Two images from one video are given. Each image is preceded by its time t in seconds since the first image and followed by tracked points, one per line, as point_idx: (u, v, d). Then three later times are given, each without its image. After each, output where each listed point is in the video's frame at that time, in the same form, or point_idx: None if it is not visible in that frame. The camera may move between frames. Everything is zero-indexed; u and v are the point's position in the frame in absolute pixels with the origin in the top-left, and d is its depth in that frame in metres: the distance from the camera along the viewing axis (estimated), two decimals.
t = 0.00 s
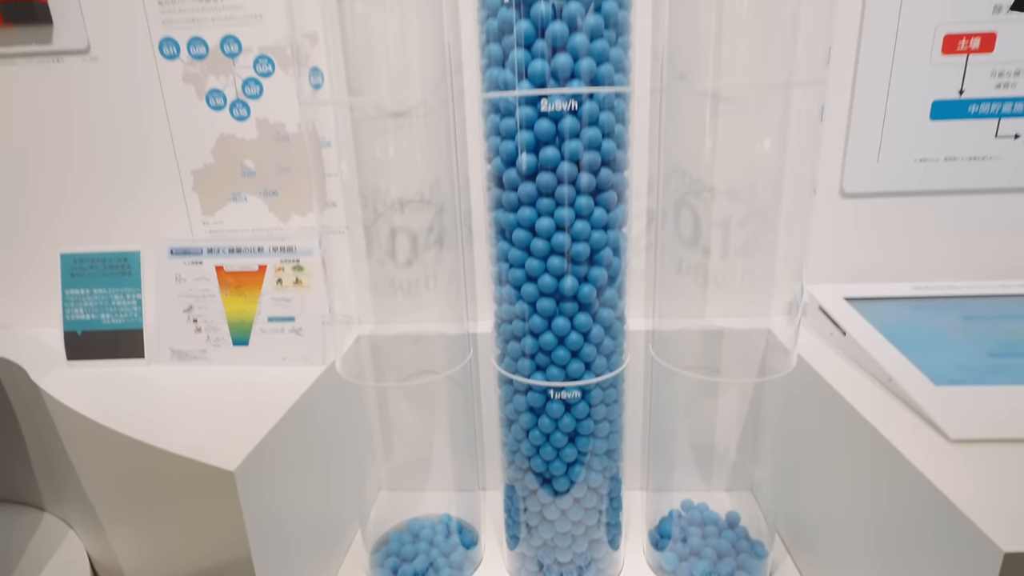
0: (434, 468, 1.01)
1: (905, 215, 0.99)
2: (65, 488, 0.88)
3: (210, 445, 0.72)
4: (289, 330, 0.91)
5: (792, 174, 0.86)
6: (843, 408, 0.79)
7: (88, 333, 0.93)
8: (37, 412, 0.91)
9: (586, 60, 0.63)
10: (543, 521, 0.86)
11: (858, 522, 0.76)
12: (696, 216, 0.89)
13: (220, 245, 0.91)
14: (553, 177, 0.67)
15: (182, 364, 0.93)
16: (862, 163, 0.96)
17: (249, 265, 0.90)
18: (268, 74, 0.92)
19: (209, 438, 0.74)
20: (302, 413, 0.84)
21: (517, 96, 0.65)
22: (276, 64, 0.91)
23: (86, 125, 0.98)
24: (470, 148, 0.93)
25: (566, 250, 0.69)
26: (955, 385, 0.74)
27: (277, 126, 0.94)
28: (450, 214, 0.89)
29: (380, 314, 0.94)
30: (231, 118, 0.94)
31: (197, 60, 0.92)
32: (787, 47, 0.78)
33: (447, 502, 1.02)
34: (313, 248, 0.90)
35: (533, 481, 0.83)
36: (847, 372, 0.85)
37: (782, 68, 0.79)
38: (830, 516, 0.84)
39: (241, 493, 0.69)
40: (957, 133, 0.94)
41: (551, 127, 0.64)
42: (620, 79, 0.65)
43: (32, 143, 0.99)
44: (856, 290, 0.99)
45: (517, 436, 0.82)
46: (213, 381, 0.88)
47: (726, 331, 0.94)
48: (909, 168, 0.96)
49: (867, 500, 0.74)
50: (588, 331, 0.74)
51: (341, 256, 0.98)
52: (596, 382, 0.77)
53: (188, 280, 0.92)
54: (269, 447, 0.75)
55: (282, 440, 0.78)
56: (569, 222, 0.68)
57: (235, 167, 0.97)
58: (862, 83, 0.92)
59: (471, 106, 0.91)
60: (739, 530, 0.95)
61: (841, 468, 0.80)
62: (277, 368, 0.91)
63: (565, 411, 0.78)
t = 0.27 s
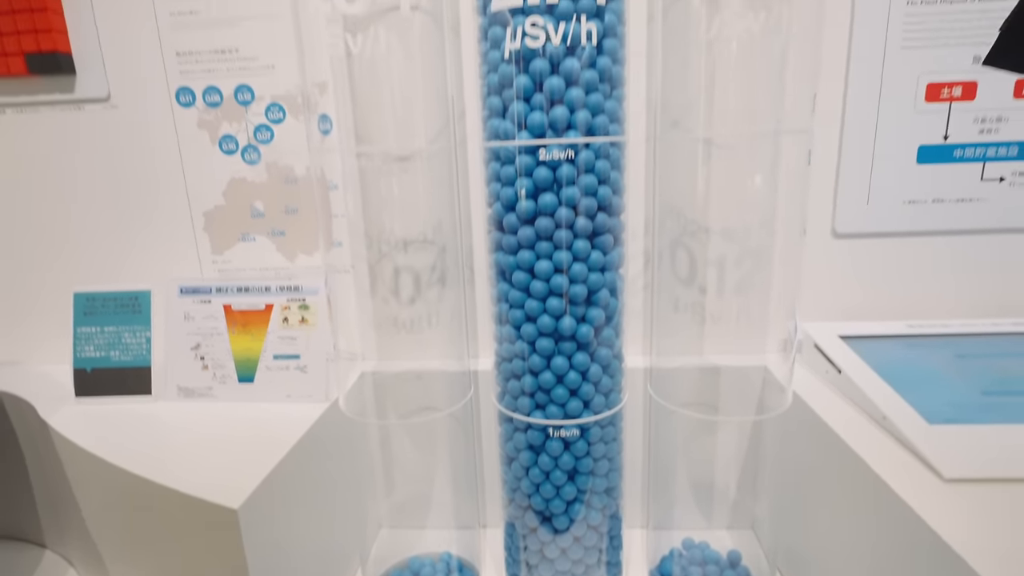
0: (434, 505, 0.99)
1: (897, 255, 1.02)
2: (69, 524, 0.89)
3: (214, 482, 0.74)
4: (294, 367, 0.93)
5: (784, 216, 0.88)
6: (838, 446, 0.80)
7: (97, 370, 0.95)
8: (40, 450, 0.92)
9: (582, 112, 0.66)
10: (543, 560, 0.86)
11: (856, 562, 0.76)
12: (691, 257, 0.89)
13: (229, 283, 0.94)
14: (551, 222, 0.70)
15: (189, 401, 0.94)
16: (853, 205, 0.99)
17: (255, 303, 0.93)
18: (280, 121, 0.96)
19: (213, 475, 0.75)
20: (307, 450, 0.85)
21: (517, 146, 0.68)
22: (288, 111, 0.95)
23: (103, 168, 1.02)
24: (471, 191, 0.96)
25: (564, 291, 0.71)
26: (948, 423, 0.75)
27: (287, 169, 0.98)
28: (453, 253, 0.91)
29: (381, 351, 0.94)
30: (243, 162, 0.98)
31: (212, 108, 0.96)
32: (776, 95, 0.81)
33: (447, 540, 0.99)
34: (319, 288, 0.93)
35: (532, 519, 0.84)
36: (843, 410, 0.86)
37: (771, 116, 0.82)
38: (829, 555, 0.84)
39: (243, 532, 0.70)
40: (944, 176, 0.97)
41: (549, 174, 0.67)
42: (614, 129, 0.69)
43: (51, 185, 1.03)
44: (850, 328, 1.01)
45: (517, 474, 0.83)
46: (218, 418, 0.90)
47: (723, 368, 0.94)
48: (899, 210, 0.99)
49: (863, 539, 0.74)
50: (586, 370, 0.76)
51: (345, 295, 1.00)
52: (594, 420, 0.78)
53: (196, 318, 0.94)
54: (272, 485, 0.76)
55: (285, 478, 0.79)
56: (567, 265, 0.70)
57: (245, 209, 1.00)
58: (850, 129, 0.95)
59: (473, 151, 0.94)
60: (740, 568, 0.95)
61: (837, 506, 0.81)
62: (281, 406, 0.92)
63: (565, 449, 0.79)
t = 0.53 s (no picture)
0: (435, 545, 0.95)
1: (892, 295, 1.03)
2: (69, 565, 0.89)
3: (213, 521, 0.74)
4: (296, 406, 0.95)
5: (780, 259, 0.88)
6: (836, 487, 0.81)
7: (101, 409, 0.97)
8: (46, 477, 0.94)
9: (580, 161, 0.69)
10: None
11: None
12: (689, 296, 0.90)
13: (233, 322, 0.96)
14: (549, 265, 0.72)
15: (191, 439, 0.95)
16: (846, 246, 1.01)
17: (260, 342, 0.95)
18: (287, 164, 1.00)
19: (213, 515, 0.75)
20: (306, 490, 0.85)
21: (516, 193, 0.70)
22: (295, 155, 0.99)
23: (114, 209, 1.04)
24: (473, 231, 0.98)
25: (563, 333, 0.73)
26: (946, 465, 0.76)
27: (293, 212, 1.01)
28: (455, 292, 0.92)
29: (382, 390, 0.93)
30: (251, 204, 1.01)
31: (222, 152, 1.00)
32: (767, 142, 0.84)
33: None
34: (322, 326, 0.95)
35: (532, 560, 0.83)
36: (841, 450, 0.87)
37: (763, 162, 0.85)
38: None
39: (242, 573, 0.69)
40: (934, 218, 0.99)
41: (547, 221, 0.69)
42: (610, 177, 0.72)
43: (64, 225, 1.06)
44: (847, 367, 1.02)
45: (517, 514, 0.83)
46: (220, 456, 0.91)
47: (723, 408, 0.93)
48: (892, 251, 1.01)
49: None
50: (585, 410, 0.76)
51: (348, 333, 1.00)
52: (593, 460, 0.79)
53: (201, 357, 0.96)
54: (271, 526, 0.76)
55: (284, 520, 0.79)
56: (566, 307, 0.72)
57: (252, 249, 1.03)
58: (841, 173, 0.98)
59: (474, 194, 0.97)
60: None
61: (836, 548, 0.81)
62: (283, 444, 0.93)
63: (564, 489, 0.79)
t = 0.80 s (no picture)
0: None
1: (890, 333, 1.04)
2: None
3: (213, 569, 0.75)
4: (297, 443, 0.96)
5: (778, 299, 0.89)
6: (838, 530, 0.81)
7: (102, 445, 0.99)
8: (45, 513, 0.95)
9: (578, 205, 0.71)
10: None
11: None
12: (688, 333, 0.88)
13: (236, 359, 0.99)
14: (549, 306, 0.73)
15: (189, 476, 0.97)
16: (842, 285, 1.02)
17: (261, 379, 0.97)
18: (293, 204, 1.02)
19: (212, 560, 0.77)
20: (307, 527, 0.87)
21: (516, 236, 0.72)
22: (301, 196, 1.02)
23: (122, 246, 1.07)
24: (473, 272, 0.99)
25: (562, 373, 0.74)
26: (946, 507, 0.75)
27: (298, 250, 1.03)
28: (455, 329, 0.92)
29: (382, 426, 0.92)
30: (256, 243, 1.04)
31: (229, 192, 1.03)
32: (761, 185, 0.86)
33: None
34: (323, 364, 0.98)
35: None
36: (840, 491, 0.87)
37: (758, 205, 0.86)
38: None
39: None
40: (928, 258, 1.01)
41: (546, 262, 0.71)
42: (607, 220, 0.74)
43: (72, 262, 1.08)
44: (846, 406, 1.02)
45: (516, 555, 0.82)
46: (221, 495, 0.92)
47: (723, 446, 0.90)
48: (887, 290, 1.02)
49: None
50: (584, 450, 0.77)
51: (351, 369, 1.00)
52: (593, 501, 0.79)
53: (203, 393, 0.98)
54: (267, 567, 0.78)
55: (281, 557, 0.81)
56: (565, 347, 0.74)
57: (256, 286, 1.04)
58: (834, 214, 1.00)
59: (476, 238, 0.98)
60: None
61: None
62: (283, 483, 0.94)
63: (563, 529, 0.79)
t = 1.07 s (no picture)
0: None
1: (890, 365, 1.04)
2: None
3: None
4: (296, 476, 0.96)
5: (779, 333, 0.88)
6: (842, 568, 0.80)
7: (102, 477, 0.99)
8: (43, 546, 0.94)
9: (577, 241, 0.73)
10: None
11: None
12: (688, 365, 0.88)
13: (238, 391, 1.00)
14: (548, 340, 0.74)
15: (188, 509, 0.97)
16: (840, 317, 1.03)
17: (263, 411, 0.98)
18: (299, 237, 1.04)
19: None
20: (304, 562, 0.87)
21: (517, 271, 0.74)
22: (306, 228, 1.04)
23: (130, 278, 1.09)
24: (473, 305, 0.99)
25: (562, 407, 0.75)
26: (949, 545, 0.75)
27: (303, 281, 1.04)
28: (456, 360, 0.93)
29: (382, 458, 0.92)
30: (262, 274, 1.05)
31: (237, 225, 1.05)
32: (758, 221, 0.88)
33: None
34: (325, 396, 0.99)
35: None
36: (842, 527, 0.87)
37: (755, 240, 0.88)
38: None
39: None
40: (925, 291, 1.02)
41: (546, 297, 0.73)
42: (606, 255, 0.76)
43: (80, 293, 1.10)
44: (847, 439, 1.02)
45: None
46: (221, 528, 0.92)
47: (722, 478, 0.88)
48: (885, 321, 1.03)
49: None
50: (584, 484, 0.77)
51: (350, 400, 0.99)
52: (593, 536, 0.78)
53: (204, 425, 0.99)
54: None
55: None
56: (564, 381, 0.74)
57: (260, 317, 1.06)
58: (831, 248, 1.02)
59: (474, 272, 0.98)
60: None
61: None
62: (283, 516, 0.94)
63: (563, 566, 0.79)
